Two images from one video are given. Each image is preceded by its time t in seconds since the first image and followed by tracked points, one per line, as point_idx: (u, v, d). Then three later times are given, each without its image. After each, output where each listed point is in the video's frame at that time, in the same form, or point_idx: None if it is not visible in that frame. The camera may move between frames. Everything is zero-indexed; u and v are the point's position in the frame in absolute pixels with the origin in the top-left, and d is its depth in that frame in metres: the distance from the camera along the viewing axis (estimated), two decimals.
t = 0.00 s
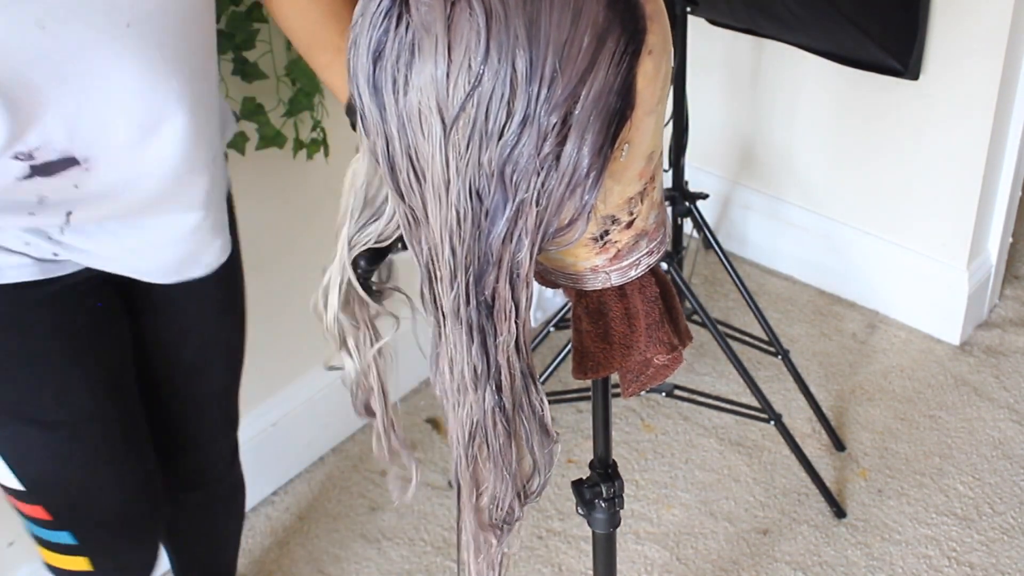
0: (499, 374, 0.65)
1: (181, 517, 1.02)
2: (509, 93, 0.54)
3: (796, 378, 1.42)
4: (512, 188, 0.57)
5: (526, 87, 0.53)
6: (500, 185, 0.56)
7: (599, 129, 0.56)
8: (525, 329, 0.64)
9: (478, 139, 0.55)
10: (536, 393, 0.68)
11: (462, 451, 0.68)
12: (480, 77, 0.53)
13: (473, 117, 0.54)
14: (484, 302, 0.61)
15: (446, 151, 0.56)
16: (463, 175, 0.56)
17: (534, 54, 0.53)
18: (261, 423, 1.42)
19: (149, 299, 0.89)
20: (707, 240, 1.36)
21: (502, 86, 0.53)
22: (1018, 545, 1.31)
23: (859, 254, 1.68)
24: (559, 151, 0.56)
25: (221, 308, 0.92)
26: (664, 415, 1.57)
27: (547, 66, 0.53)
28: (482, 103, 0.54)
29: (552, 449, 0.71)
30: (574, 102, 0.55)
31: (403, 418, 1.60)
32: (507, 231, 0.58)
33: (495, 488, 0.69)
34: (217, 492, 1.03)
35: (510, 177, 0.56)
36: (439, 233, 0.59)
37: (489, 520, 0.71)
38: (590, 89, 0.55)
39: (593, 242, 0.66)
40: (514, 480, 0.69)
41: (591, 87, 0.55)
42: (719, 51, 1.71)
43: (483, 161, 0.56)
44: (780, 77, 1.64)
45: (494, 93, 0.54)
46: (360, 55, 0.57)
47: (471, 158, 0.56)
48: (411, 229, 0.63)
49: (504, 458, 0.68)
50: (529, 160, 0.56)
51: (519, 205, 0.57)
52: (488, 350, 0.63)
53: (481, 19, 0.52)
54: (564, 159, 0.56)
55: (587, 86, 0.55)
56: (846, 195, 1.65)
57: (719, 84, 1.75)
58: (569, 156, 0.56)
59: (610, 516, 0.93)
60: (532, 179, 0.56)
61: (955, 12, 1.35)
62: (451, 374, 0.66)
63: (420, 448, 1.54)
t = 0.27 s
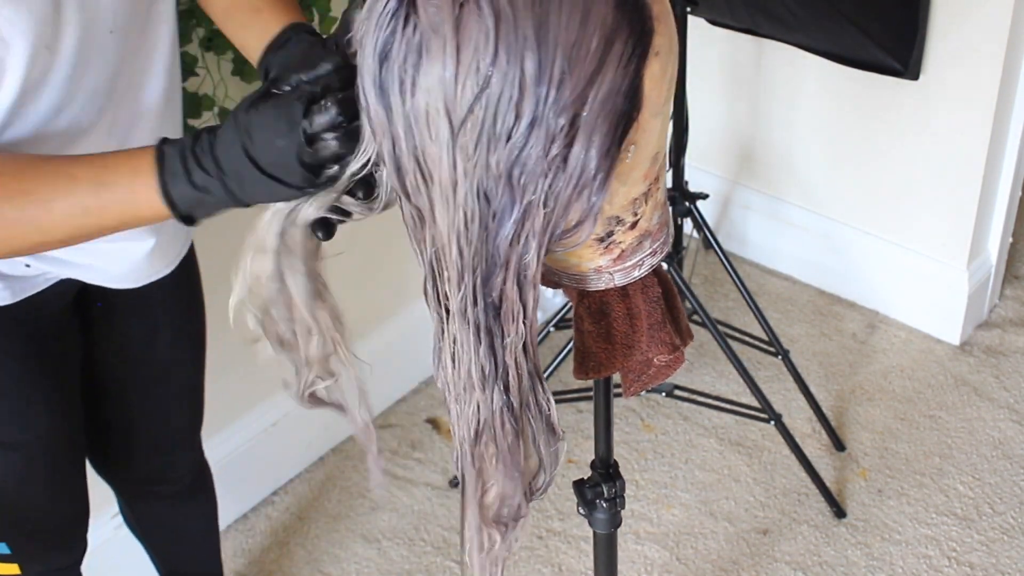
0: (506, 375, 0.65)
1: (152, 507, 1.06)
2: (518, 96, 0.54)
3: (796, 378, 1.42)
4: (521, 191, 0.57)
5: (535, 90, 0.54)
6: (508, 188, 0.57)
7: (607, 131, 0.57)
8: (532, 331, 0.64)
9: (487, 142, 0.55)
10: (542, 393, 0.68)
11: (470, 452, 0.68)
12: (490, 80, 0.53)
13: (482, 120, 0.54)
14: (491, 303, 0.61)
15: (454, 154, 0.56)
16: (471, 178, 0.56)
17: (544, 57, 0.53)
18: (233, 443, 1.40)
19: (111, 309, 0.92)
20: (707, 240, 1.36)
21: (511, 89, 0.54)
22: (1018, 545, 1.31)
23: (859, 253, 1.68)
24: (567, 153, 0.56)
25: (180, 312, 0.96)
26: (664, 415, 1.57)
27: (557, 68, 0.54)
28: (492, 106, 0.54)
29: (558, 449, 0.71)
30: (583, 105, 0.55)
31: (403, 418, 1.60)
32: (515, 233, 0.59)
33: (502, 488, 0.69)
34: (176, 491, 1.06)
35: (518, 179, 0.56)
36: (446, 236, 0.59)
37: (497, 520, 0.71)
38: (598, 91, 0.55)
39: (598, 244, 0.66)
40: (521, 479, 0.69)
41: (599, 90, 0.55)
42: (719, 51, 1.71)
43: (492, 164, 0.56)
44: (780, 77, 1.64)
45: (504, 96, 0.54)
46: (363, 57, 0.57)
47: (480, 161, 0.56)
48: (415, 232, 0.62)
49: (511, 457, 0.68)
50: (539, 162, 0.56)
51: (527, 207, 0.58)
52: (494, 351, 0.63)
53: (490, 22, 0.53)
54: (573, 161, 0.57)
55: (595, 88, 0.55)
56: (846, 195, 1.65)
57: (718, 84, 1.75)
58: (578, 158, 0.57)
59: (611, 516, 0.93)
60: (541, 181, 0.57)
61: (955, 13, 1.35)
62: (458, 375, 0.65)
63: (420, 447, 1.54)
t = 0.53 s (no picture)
0: (497, 375, 0.65)
1: (138, 510, 1.05)
2: (502, 95, 0.54)
3: (796, 378, 1.42)
4: (508, 190, 0.57)
5: (519, 89, 0.54)
6: (494, 187, 0.57)
7: (592, 129, 0.57)
8: (523, 330, 0.64)
9: (473, 141, 0.55)
10: (534, 393, 0.68)
11: (465, 455, 0.68)
12: (474, 79, 0.54)
13: (467, 119, 0.55)
14: (481, 303, 0.62)
15: (440, 154, 0.56)
16: (457, 177, 0.57)
17: (527, 55, 0.54)
18: (224, 449, 1.40)
19: (92, 315, 0.93)
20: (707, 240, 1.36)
21: (495, 88, 0.54)
22: (1018, 545, 1.31)
23: (859, 253, 1.68)
24: (553, 151, 0.56)
25: (157, 316, 0.96)
26: (664, 415, 1.57)
27: (541, 66, 0.54)
28: (476, 105, 0.54)
29: (553, 449, 0.71)
30: (567, 103, 0.55)
31: (403, 418, 1.60)
32: (502, 232, 0.59)
33: (496, 488, 0.69)
34: (159, 494, 1.06)
35: (504, 178, 0.57)
36: (434, 235, 0.60)
37: (495, 523, 0.71)
38: (582, 89, 0.55)
39: (589, 242, 0.66)
40: (515, 480, 0.69)
41: (584, 88, 0.55)
42: (719, 51, 1.71)
43: (478, 163, 0.56)
44: (780, 77, 1.64)
45: (488, 95, 0.54)
46: (350, 58, 0.57)
47: (465, 160, 0.56)
48: (405, 231, 0.63)
49: (505, 460, 0.68)
50: (524, 161, 0.56)
51: (514, 206, 0.58)
52: (485, 351, 0.63)
53: (473, 21, 0.53)
54: (558, 159, 0.57)
55: (579, 86, 0.55)
56: (846, 195, 1.65)
57: (718, 84, 1.75)
58: (563, 156, 0.57)
59: (608, 515, 0.93)
60: (527, 180, 0.57)
61: (955, 13, 1.35)
62: (447, 377, 0.65)
63: (420, 447, 1.55)
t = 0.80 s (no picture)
0: (493, 373, 0.65)
1: (132, 506, 1.05)
2: (497, 92, 0.54)
3: (796, 378, 1.42)
4: (503, 188, 0.57)
5: (514, 85, 0.54)
6: (490, 184, 0.57)
7: (587, 127, 0.57)
8: (519, 328, 0.64)
9: (468, 139, 0.55)
10: (530, 390, 0.68)
11: (460, 451, 0.68)
12: (468, 76, 0.54)
13: (462, 116, 0.55)
14: (477, 301, 0.61)
15: (435, 152, 0.56)
16: (452, 175, 0.57)
17: (521, 52, 0.54)
18: (221, 451, 1.39)
19: (95, 314, 0.93)
20: (707, 240, 1.36)
21: (490, 85, 0.54)
22: (1018, 545, 1.31)
23: (859, 253, 1.68)
24: (548, 149, 0.56)
25: (139, 308, 0.96)
26: (663, 415, 1.57)
27: (535, 64, 0.54)
28: (471, 102, 0.54)
29: (547, 447, 0.71)
30: (562, 100, 0.55)
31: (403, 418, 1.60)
32: (498, 230, 0.59)
33: (490, 485, 0.69)
34: (152, 488, 1.06)
35: (499, 175, 0.57)
36: (431, 233, 0.60)
37: (488, 518, 0.71)
38: (577, 87, 0.55)
39: (587, 241, 0.66)
40: (508, 477, 0.69)
41: (579, 85, 0.55)
42: (719, 52, 1.71)
43: (473, 161, 0.56)
44: (780, 77, 1.64)
45: (483, 92, 0.54)
46: (348, 56, 0.57)
47: (460, 158, 0.56)
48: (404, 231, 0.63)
49: (498, 455, 0.68)
50: (520, 159, 0.56)
51: (510, 204, 0.58)
52: (481, 349, 0.63)
53: (468, 18, 0.53)
54: (554, 157, 0.57)
55: (574, 84, 0.55)
56: (846, 195, 1.65)
57: (718, 84, 1.75)
58: (558, 153, 0.57)
59: (608, 515, 0.93)
60: (522, 178, 0.57)
61: (954, 13, 1.35)
62: (445, 373, 0.66)
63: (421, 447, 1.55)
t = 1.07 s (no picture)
0: (484, 372, 0.65)
1: (130, 501, 1.05)
2: (481, 93, 0.54)
3: (796, 378, 1.42)
4: (489, 187, 0.57)
5: (498, 85, 0.54)
6: (476, 183, 0.57)
7: (572, 125, 0.57)
8: (510, 326, 0.64)
9: (454, 139, 0.56)
10: (520, 388, 0.68)
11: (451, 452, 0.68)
12: (452, 77, 0.54)
13: (447, 117, 0.55)
14: (466, 299, 0.62)
15: (421, 152, 0.56)
16: (438, 176, 0.57)
17: (505, 52, 0.54)
18: (221, 451, 1.40)
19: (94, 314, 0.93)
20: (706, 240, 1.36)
21: (474, 85, 0.54)
22: (1018, 545, 1.31)
23: (859, 253, 1.68)
24: (534, 148, 0.57)
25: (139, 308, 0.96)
26: (663, 415, 1.57)
27: (520, 63, 0.54)
28: (455, 103, 0.54)
29: (538, 444, 0.72)
30: (547, 100, 0.55)
31: (403, 418, 1.60)
32: (486, 229, 0.59)
33: (483, 485, 0.69)
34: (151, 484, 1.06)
35: (485, 175, 0.57)
36: (418, 234, 0.60)
37: (480, 517, 0.71)
38: (562, 86, 0.56)
39: (577, 239, 0.66)
40: (499, 476, 0.69)
41: (563, 84, 0.56)
42: (719, 52, 1.71)
43: (459, 161, 0.56)
44: (780, 77, 1.64)
45: (467, 92, 0.54)
46: (332, 58, 0.57)
47: (446, 158, 0.56)
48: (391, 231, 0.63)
49: (489, 454, 0.68)
50: (506, 158, 0.56)
51: (496, 202, 0.58)
52: (470, 347, 0.63)
53: (451, 19, 0.53)
54: (540, 156, 0.57)
55: (558, 83, 0.55)
56: (846, 195, 1.65)
57: (718, 84, 1.75)
58: (544, 152, 0.57)
59: (605, 515, 0.93)
60: (508, 177, 0.57)
61: (954, 13, 1.35)
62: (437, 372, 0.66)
63: (420, 447, 1.55)
